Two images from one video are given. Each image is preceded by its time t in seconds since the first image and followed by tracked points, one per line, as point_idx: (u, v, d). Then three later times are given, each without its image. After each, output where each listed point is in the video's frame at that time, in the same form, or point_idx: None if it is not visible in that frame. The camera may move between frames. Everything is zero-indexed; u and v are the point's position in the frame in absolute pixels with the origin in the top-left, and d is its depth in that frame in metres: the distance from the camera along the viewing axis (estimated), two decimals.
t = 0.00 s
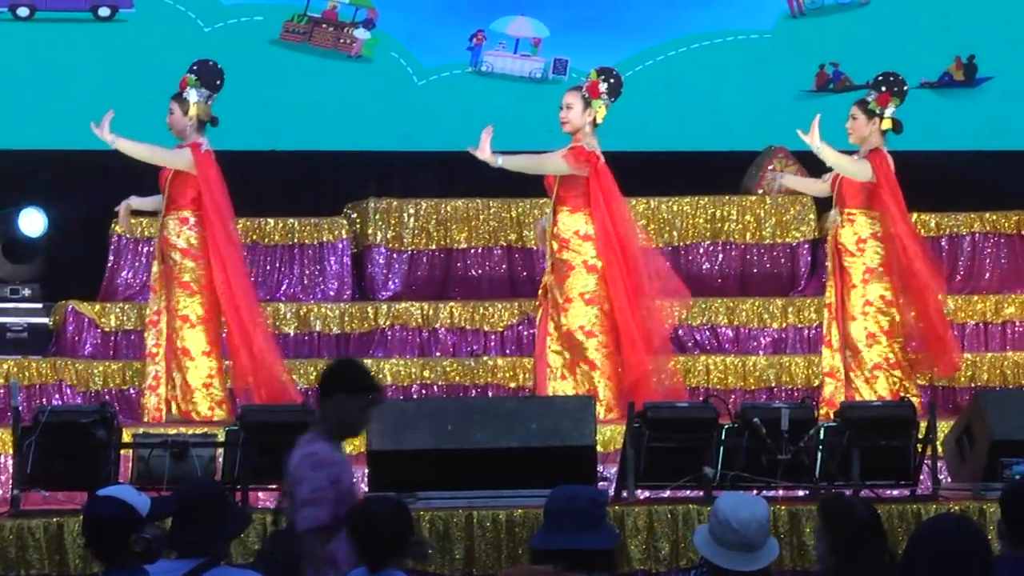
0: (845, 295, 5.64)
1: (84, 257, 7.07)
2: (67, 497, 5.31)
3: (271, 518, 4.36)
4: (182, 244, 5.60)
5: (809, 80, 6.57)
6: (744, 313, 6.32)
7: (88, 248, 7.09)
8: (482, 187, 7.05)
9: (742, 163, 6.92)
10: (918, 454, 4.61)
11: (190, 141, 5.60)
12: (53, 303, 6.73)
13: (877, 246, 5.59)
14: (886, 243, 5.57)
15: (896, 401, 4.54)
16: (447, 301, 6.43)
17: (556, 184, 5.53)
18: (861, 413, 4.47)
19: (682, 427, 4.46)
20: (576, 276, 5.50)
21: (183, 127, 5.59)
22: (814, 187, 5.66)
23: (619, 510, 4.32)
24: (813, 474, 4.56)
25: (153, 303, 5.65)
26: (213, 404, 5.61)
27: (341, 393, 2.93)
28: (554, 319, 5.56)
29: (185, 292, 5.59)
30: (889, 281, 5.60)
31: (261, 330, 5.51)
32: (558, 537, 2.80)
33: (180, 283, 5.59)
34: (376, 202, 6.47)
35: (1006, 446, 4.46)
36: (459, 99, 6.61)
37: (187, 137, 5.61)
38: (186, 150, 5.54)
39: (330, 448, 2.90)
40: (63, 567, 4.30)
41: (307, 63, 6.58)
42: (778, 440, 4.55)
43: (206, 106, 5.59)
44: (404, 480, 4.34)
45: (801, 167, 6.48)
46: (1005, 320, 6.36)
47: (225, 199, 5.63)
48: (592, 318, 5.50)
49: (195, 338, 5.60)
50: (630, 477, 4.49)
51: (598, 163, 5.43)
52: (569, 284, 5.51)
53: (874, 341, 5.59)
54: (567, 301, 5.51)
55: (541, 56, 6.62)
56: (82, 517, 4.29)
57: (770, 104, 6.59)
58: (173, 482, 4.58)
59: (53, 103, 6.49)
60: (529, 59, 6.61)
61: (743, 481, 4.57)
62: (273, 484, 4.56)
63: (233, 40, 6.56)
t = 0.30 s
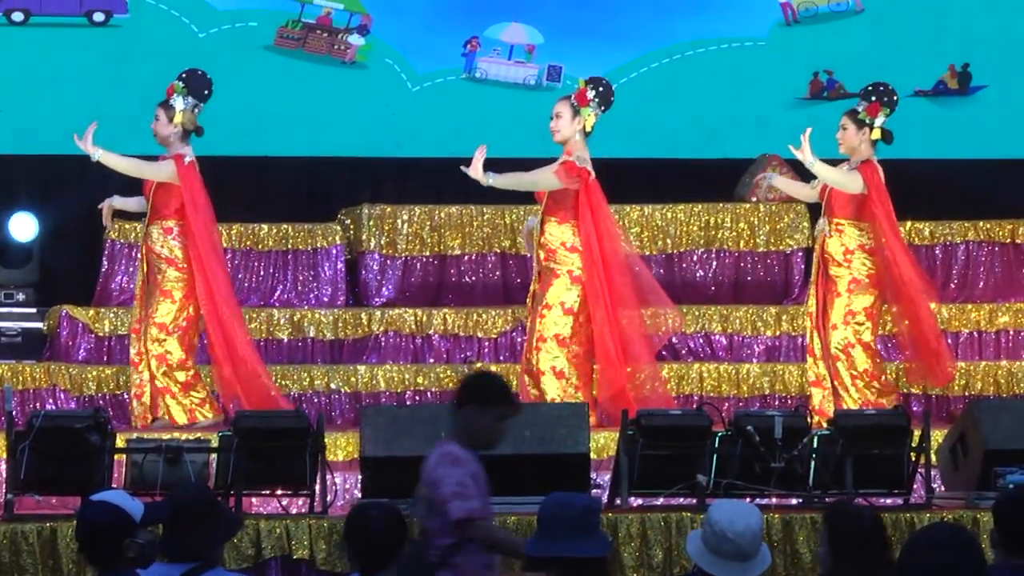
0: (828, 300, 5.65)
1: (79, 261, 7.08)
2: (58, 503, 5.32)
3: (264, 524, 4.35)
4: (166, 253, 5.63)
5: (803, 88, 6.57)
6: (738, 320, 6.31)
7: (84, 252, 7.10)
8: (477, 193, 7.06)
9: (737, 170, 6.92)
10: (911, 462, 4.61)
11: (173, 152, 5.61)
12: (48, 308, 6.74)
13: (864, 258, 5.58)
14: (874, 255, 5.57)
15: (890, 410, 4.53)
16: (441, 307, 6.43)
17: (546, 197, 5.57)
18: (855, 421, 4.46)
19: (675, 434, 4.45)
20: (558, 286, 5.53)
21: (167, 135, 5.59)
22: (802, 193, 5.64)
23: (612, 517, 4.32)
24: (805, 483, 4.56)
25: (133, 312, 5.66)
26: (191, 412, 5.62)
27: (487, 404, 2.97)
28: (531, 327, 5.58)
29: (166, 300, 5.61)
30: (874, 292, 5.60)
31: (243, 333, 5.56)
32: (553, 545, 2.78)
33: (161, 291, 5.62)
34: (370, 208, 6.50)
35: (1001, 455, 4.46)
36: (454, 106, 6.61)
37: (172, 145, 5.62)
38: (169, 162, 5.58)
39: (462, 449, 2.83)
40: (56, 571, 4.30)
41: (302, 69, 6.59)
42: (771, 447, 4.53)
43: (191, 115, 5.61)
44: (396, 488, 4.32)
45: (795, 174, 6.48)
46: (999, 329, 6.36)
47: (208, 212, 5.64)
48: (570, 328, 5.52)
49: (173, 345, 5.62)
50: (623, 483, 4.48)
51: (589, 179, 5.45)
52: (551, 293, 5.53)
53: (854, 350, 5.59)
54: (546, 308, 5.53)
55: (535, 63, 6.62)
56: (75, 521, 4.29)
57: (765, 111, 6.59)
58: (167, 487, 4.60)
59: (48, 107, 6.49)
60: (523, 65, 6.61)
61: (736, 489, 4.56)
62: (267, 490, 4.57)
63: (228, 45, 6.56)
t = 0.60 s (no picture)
0: (845, 302, 5.61)
1: (88, 259, 7.10)
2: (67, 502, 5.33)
3: (272, 522, 4.36)
4: (179, 245, 5.63)
5: (812, 90, 6.56)
6: (747, 322, 6.32)
7: (93, 250, 7.12)
8: (486, 193, 7.06)
9: (745, 172, 6.92)
10: (918, 465, 4.61)
11: (185, 143, 5.64)
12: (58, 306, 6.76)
13: (881, 254, 5.55)
14: (890, 251, 5.54)
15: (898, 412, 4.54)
16: (449, 307, 6.44)
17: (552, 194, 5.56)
18: (865, 423, 4.48)
19: (684, 435, 4.46)
20: (568, 282, 5.50)
21: (180, 128, 5.62)
22: (814, 192, 5.61)
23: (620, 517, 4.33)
24: (813, 484, 4.58)
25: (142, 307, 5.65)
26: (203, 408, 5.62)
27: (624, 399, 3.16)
28: (542, 324, 5.55)
29: (182, 292, 5.62)
30: (892, 290, 5.57)
31: (245, 325, 5.64)
32: (559, 545, 2.61)
33: (177, 284, 5.62)
34: (380, 208, 6.49)
35: (1007, 456, 4.46)
36: (463, 106, 6.61)
37: (184, 138, 5.66)
38: (182, 152, 5.59)
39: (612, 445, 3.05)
40: (65, 570, 4.31)
41: (311, 69, 6.59)
42: (779, 449, 4.54)
43: (204, 108, 5.63)
44: (405, 485, 4.35)
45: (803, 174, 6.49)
46: (1007, 331, 6.37)
47: (219, 204, 5.67)
48: (580, 323, 5.49)
49: (193, 337, 5.61)
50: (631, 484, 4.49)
51: (596, 178, 5.45)
52: (560, 290, 5.50)
53: (879, 348, 5.56)
54: (555, 306, 5.50)
55: (544, 64, 6.63)
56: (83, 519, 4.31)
57: (774, 112, 6.58)
58: (175, 486, 4.60)
59: (57, 106, 6.51)
60: (533, 66, 6.61)
61: (744, 490, 4.56)
62: (275, 488, 4.60)
63: (237, 44, 6.57)
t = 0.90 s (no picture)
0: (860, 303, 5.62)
1: (91, 257, 7.09)
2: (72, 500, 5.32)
3: (277, 521, 4.34)
4: (199, 243, 5.64)
5: (818, 89, 6.56)
6: (752, 322, 6.32)
7: (97, 248, 7.11)
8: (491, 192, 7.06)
9: (750, 171, 6.92)
10: (923, 465, 4.58)
11: (204, 142, 5.64)
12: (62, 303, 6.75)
13: (899, 256, 5.55)
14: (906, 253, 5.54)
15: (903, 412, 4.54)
16: (454, 306, 6.43)
17: (560, 188, 5.52)
18: (871, 423, 4.46)
19: (688, 434, 4.47)
20: (578, 281, 5.50)
21: (198, 128, 5.62)
22: (829, 201, 5.72)
23: (626, 517, 4.32)
24: (818, 485, 4.58)
25: (160, 303, 5.68)
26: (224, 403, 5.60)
27: (764, 399, 2.98)
28: (558, 321, 5.53)
29: (203, 290, 5.61)
30: (907, 293, 5.57)
31: (255, 325, 5.66)
32: (563, 545, 2.80)
33: (197, 282, 5.61)
34: (385, 207, 6.49)
35: (1010, 456, 4.46)
36: (468, 105, 6.60)
37: (202, 138, 5.65)
38: (201, 150, 5.58)
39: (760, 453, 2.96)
40: (68, 568, 4.30)
41: (316, 67, 6.58)
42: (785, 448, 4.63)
43: (222, 110, 5.63)
44: (410, 485, 4.33)
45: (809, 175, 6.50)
46: (1012, 332, 6.37)
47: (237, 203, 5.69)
48: (596, 322, 5.51)
49: (208, 336, 5.60)
50: (636, 483, 4.48)
51: (601, 168, 5.43)
52: (573, 288, 5.50)
53: (891, 350, 5.55)
54: (571, 305, 5.50)
55: (550, 63, 6.62)
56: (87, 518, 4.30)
57: (779, 112, 6.58)
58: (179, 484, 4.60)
59: (63, 103, 6.50)
60: (539, 65, 6.61)
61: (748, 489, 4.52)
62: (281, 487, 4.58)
63: (243, 42, 6.56)
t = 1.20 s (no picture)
0: (853, 307, 5.63)
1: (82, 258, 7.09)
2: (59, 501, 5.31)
3: (266, 522, 4.34)
4: (196, 246, 5.65)
5: (810, 93, 6.55)
6: (742, 324, 6.32)
7: (88, 249, 7.11)
8: (483, 194, 7.06)
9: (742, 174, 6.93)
10: (911, 467, 4.63)
11: (205, 147, 5.64)
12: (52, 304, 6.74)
13: (893, 260, 5.57)
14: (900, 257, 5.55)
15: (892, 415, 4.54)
16: (446, 307, 6.43)
17: (555, 190, 5.53)
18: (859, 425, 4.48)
19: (679, 436, 4.47)
20: (572, 284, 5.50)
21: (200, 133, 5.63)
22: (822, 207, 5.72)
23: (615, 519, 4.33)
24: (807, 488, 4.56)
25: (157, 306, 5.68)
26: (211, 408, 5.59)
27: (889, 406, 3.32)
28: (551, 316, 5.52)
29: (198, 293, 5.63)
30: (901, 298, 5.58)
31: (252, 328, 5.64)
32: (553, 546, 2.75)
33: (193, 284, 5.63)
34: (376, 208, 6.50)
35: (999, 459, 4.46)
36: (461, 106, 6.61)
37: (202, 142, 5.66)
38: (201, 154, 5.58)
39: (879, 453, 3.27)
40: (57, 568, 4.26)
41: (309, 68, 6.58)
42: (774, 451, 4.55)
43: (224, 114, 5.65)
44: (400, 486, 4.34)
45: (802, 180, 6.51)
46: (1003, 335, 6.38)
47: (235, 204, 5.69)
48: (586, 325, 5.49)
49: (201, 338, 5.61)
50: (626, 486, 4.48)
51: (595, 170, 5.45)
52: (566, 291, 5.50)
53: (884, 353, 5.56)
54: (564, 309, 5.50)
55: (542, 65, 6.61)
56: (77, 518, 4.26)
57: (772, 115, 6.58)
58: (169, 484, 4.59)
59: (54, 103, 6.49)
60: (531, 66, 6.60)
61: (738, 492, 4.55)
62: (269, 488, 4.58)
63: (236, 42, 6.56)
